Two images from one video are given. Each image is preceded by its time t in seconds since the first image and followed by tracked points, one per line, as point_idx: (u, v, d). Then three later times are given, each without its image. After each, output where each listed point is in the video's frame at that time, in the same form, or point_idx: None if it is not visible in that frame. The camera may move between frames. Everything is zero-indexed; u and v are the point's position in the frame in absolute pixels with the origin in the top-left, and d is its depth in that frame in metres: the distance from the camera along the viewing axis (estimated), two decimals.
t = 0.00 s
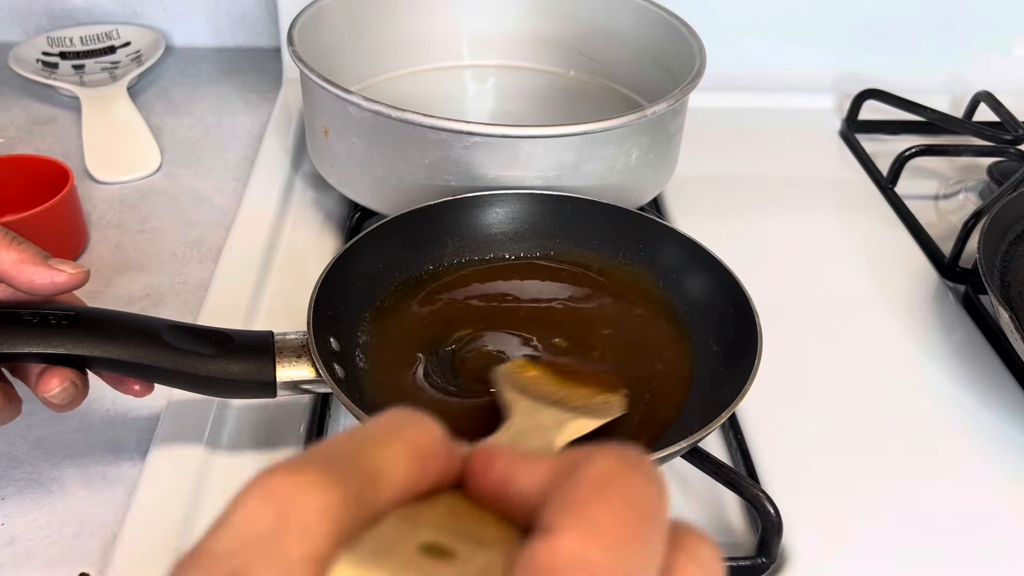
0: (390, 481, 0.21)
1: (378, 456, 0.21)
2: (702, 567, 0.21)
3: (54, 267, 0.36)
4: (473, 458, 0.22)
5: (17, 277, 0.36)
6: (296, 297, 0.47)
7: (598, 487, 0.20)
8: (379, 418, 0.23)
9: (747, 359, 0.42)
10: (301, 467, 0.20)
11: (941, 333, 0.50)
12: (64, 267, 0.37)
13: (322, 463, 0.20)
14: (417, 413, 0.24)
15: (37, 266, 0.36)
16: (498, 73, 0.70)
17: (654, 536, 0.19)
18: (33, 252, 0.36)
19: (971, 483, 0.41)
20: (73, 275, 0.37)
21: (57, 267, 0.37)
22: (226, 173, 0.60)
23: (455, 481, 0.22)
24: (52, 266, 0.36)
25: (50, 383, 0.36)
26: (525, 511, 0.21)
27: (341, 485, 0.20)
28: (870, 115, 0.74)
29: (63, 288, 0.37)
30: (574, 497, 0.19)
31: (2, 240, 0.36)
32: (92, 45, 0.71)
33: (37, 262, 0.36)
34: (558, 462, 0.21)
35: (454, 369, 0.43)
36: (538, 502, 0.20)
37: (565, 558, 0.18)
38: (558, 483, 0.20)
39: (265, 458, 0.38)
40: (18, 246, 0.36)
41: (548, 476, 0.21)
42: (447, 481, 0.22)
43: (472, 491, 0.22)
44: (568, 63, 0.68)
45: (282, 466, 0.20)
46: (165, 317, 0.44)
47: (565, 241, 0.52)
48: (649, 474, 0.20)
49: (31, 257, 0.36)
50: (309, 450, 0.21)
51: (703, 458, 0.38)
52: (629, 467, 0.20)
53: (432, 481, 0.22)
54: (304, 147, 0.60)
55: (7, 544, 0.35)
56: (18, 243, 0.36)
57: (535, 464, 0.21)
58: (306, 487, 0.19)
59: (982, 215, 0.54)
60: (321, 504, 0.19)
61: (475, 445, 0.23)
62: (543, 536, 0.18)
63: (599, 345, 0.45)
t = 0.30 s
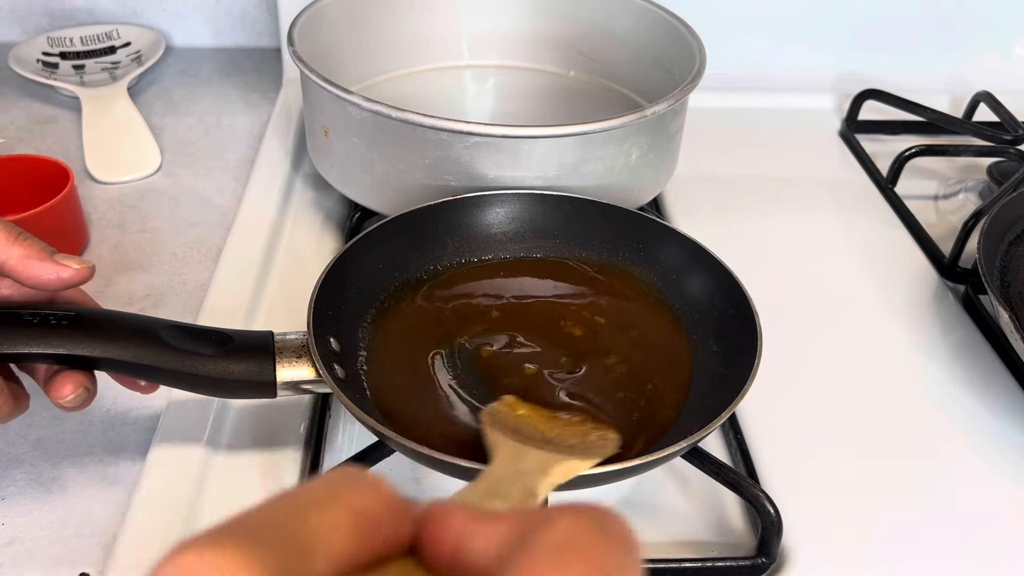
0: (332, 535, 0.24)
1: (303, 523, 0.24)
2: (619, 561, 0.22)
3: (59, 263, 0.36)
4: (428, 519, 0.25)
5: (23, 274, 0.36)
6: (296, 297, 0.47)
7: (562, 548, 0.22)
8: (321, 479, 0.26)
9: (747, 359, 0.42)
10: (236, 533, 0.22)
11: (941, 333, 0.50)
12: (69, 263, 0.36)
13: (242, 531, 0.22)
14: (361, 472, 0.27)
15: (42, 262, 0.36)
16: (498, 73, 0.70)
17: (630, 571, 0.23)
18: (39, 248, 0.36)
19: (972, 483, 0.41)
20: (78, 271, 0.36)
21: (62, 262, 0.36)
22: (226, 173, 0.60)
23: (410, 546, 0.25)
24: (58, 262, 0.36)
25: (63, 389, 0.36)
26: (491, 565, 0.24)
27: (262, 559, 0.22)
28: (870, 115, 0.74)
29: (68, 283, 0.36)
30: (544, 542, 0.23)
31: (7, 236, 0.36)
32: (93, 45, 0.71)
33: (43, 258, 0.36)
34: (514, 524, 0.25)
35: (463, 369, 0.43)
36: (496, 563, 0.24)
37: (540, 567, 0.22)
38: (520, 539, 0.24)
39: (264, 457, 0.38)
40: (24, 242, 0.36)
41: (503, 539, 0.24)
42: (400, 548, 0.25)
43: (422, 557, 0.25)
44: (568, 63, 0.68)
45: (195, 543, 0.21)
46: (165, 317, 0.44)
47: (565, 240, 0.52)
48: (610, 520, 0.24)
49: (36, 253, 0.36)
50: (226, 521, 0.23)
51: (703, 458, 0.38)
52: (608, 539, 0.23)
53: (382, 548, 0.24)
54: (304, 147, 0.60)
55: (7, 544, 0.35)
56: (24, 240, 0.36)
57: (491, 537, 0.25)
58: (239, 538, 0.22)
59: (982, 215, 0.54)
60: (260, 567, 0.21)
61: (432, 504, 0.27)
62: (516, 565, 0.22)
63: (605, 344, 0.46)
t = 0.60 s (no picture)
0: (382, 470, 0.20)
1: (366, 457, 0.20)
2: (695, 556, 0.21)
3: (53, 261, 0.36)
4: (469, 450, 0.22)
5: (17, 270, 0.36)
6: (296, 297, 0.47)
7: (586, 474, 0.19)
8: (362, 419, 0.22)
9: (746, 359, 0.42)
10: (310, 468, 0.19)
11: (941, 333, 0.50)
12: (62, 260, 0.37)
13: (306, 464, 0.20)
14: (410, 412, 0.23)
15: (37, 260, 0.36)
16: (498, 73, 0.70)
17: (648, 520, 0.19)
18: (34, 245, 0.36)
19: (972, 483, 0.41)
20: (71, 270, 0.37)
21: (55, 260, 0.36)
22: (226, 173, 0.60)
23: (447, 477, 0.21)
24: (51, 260, 0.36)
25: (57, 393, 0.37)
26: (519, 499, 0.20)
27: (334, 481, 0.19)
28: (870, 115, 0.74)
29: (62, 280, 0.37)
30: (565, 480, 0.19)
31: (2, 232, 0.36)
32: (92, 46, 0.71)
33: (37, 256, 0.36)
34: (548, 454, 0.21)
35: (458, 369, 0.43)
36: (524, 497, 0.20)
37: (565, 541, 0.17)
38: (553, 465, 0.20)
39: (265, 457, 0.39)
40: (19, 239, 0.36)
41: (543, 468, 0.20)
42: (438, 476, 0.21)
43: (461, 485, 0.21)
44: (568, 63, 0.68)
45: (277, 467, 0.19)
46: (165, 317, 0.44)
47: (565, 241, 0.52)
48: (647, 466, 0.20)
49: (30, 251, 0.36)
50: (286, 453, 0.20)
51: (703, 458, 0.38)
52: (620, 451, 0.20)
53: (422, 472, 0.21)
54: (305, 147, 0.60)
55: (8, 544, 0.35)
56: (18, 237, 0.36)
57: (529, 453, 0.21)
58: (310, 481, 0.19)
59: (982, 215, 0.55)
60: (310, 503, 0.18)
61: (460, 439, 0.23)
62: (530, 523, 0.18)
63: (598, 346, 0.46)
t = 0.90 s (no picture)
0: (445, 487, 0.22)
1: (431, 470, 0.22)
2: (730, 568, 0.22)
3: (52, 263, 0.36)
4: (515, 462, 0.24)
5: (17, 272, 0.36)
6: (296, 296, 0.47)
7: (638, 503, 0.21)
8: (424, 432, 0.23)
9: (747, 360, 0.42)
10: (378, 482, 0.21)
11: (941, 333, 0.50)
12: (62, 261, 0.36)
13: (373, 480, 0.21)
14: (462, 425, 0.24)
15: (36, 262, 0.36)
16: (498, 73, 0.70)
17: (705, 545, 0.21)
18: (33, 246, 0.36)
19: (972, 483, 0.41)
20: (71, 271, 0.36)
21: (55, 261, 0.36)
22: (226, 173, 0.60)
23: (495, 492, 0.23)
24: (51, 261, 0.36)
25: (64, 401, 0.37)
26: (570, 518, 0.22)
27: (405, 501, 0.21)
28: (870, 115, 0.74)
29: (62, 282, 0.37)
30: (628, 510, 0.21)
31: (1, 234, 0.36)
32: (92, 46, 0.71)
33: (36, 258, 0.36)
34: (604, 476, 0.23)
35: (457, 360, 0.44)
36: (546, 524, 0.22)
37: None
38: (616, 496, 0.22)
39: (263, 458, 0.39)
40: (18, 241, 0.36)
41: (600, 489, 0.22)
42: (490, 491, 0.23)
43: (508, 502, 0.23)
44: (568, 63, 0.68)
45: (335, 485, 0.21)
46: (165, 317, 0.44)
47: (564, 241, 0.52)
48: (698, 486, 0.22)
49: (30, 252, 0.36)
50: (358, 468, 0.22)
51: (703, 458, 0.38)
52: (681, 481, 0.21)
53: (476, 492, 0.23)
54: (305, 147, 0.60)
55: (7, 544, 0.35)
56: (17, 239, 0.36)
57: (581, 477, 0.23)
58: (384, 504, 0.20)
59: (982, 215, 0.54)
60: (382, 527, 0.20)
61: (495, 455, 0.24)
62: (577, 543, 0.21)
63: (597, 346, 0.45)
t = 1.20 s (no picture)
0: (366, 476, 0.19)
1: (350, 461, 0.19)
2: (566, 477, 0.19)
3: (51, 258, 0.36)
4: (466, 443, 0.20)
5: (16, 267, 0.36)
6: (296, 297, 0.47)
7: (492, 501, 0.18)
8: (352, 418, 0.21)
9: (747, 360, 0.42)
10: (285, 470, 0.18)
11: (941, 333, 0.50)
12: (61, 256, 0.36)
13: (276, 471, 0.18)
14: (392, 408, 0.21)
15: (35, 257, 0.36)
16: (498, 73, 0.70)
17: (648, 509, 0.17)
18: (32, 241, 0.36)
19: (972, 483, 0.41)
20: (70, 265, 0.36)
21: (53, 255, 0.36)
22: (226, 173, 0.60)
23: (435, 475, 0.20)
24: (49, 256, 0.36)
25: (70, 401, 0.38)
26: (497, 495, 0.19)
27: (324, 494, 0.17)
28: (870, 115, 0.74)
29: (61, 276, 0.37)
30: (561, 470, 0.18)
31: None
32: (92, 46, 0.71)
33: (34, 253, 0.36)
34: (544, 443, 0.19)
35: (458, 360, 0.44)
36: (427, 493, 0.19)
37: (565, 541, 0.16)
38: (549, 459, 0.18)
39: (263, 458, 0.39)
40: (16, 236, 0.36)
41: (537, 460, 0.19)
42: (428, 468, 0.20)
43: (448, 482, 0.20)
44: (568, 63, 0.68)
45: (254, 474, 0.18)
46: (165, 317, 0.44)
47: (565, 241, 0.52)
48: (639, 451, 0.18)
49: (28, 247, 0.36)
50: (280, 457, 0.19)
51: (703, 459, 0.38)
52: (625, 445, 0.18)
53: (413, 474, 0.19)
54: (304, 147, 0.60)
55: (7, 544, 0.35)
56: (15, 234, 0.36)
57: (524, 450, 0.19)
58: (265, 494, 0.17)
59: (983, 215, 0.54)
60: (301, 512, 0.17)
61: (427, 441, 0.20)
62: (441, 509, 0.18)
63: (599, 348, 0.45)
